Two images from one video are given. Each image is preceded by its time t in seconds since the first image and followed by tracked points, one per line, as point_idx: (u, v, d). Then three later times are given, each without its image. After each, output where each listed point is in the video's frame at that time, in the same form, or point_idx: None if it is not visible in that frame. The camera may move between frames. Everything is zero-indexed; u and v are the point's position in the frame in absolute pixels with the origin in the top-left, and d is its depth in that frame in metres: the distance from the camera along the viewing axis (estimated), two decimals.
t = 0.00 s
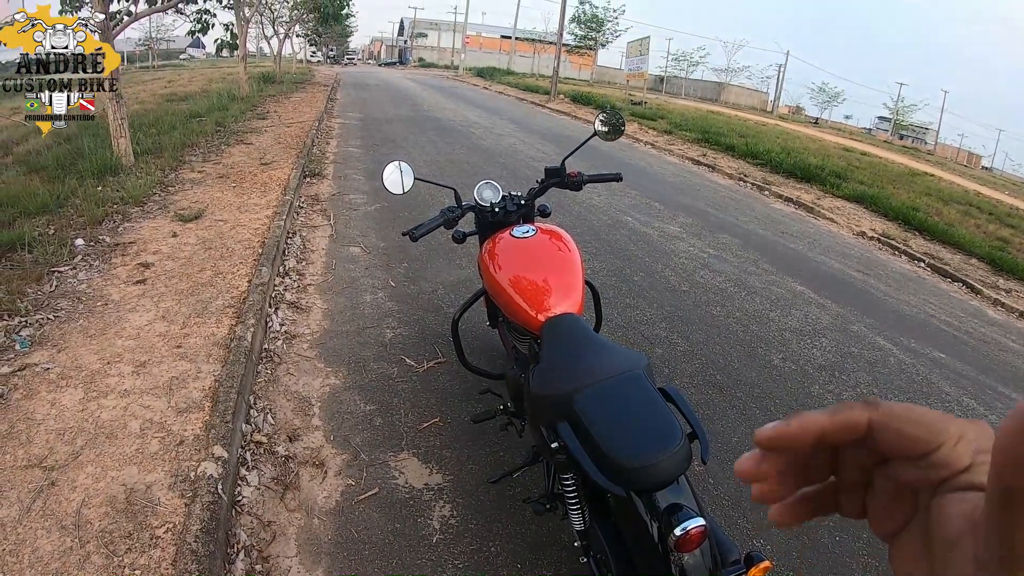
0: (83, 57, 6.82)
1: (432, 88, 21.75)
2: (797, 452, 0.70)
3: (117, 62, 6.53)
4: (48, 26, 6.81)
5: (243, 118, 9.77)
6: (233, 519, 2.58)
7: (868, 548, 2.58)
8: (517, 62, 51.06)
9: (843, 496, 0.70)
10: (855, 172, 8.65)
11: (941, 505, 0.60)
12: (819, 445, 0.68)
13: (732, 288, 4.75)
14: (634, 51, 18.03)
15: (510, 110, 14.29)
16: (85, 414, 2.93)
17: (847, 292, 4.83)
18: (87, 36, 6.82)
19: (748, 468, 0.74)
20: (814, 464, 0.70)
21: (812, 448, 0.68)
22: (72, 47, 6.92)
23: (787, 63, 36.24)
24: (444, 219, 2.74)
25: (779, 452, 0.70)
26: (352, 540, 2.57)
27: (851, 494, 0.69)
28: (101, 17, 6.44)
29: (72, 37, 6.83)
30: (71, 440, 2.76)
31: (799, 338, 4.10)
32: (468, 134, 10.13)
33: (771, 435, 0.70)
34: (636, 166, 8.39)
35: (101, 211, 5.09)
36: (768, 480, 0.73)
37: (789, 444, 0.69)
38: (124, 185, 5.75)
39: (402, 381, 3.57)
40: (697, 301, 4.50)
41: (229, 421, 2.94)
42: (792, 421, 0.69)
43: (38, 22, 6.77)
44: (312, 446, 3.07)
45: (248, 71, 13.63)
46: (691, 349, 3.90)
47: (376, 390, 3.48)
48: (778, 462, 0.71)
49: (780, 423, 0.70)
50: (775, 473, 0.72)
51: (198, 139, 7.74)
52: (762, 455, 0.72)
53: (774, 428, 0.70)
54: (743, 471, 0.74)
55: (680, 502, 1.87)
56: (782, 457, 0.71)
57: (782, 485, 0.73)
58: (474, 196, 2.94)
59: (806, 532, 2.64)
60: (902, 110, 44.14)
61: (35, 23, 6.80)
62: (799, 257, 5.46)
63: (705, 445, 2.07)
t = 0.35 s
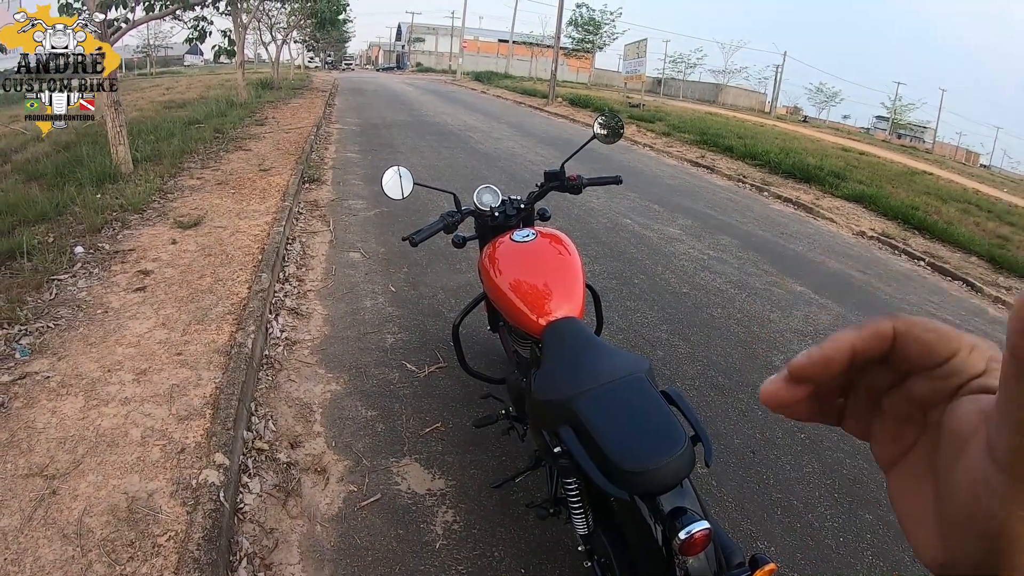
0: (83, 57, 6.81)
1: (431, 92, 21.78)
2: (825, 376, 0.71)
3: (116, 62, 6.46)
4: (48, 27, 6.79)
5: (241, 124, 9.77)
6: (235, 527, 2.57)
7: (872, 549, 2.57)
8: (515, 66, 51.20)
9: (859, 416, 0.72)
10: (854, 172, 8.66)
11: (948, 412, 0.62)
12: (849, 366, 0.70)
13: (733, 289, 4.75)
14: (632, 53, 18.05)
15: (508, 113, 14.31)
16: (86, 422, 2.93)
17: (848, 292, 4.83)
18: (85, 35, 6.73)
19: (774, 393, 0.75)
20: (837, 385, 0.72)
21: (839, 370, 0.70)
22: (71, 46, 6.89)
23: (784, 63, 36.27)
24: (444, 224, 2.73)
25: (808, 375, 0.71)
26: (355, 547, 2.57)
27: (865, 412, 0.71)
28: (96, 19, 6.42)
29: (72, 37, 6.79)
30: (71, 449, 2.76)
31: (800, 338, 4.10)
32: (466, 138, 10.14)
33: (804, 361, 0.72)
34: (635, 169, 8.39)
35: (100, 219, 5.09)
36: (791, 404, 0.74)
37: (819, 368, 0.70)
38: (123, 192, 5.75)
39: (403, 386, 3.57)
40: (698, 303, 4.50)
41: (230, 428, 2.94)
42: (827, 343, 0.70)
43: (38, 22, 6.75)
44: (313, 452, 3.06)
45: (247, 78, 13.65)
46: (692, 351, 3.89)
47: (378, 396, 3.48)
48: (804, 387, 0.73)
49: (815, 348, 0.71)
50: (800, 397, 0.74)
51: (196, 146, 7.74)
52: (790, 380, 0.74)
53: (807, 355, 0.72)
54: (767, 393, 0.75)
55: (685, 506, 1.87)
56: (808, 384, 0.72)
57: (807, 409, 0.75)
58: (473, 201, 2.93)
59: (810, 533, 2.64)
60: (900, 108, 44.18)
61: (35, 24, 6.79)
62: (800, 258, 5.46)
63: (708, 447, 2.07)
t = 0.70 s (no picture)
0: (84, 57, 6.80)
1: (435, 90, 21.77)
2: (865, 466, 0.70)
3: (117, 62, 6.45)
4: (48, 27, 6.78)
5: (245, 123, 9.78)
6: (240, 525, 2.57)
7: (880, 547, 2.56)
8: (519, 64, 51.17)
9: (885, 495, 0.73)
10: (859, 169, 8.62)
11: (983, 499, 0.63)
12: (885, 455, 0.70)
13: (739, 286, 4.73)
14: (637, 50, 18.01)
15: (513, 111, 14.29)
16: (90, 421, 2.92)
17: (854, 289, 4.81)
18: (86, 35, 6.68)
19: (808, 483, 0.73)
20: (869, 472, 0.71)
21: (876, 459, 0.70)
22: (71, 45, 6.88)
23: (788, 60, 36.15)
24: (449, 220, 2.72)
25: (846, 468, 0.70)
26: (360, 544, 2.56)
27: (891, 491, 0.73)
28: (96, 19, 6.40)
29: (71, 37, 6.79)
30: (76, 447, 2.76)
31: (806, 335, 4.08)
32: (470, 136, 10.12)
33: (842, 452, 0.70)
34: (639, 166, 8.37)
35: (104, 218, 5.10)
36: (828, 495, 0.73)
37: (860, 462, 0.69)
38: (128, 191, 5.76)
39: (408, 384, 3.56)
40: (704, 300, 4.49)
41: (235, 426, 2.94)
42: (865, 434, 0.69)
43: (38, 22, 6.73)
44: (318, 450, 3.05)
45: (250, 76, 13.66)
46: (698, 348, 3.88)
47: (383, 393, 3.47)
48: (843, 479, 0.71)
49: (852, 439, 0.70)
50: (837, 488, 0.72)
51: (201, 144, 7.75)
52: (826, 470, 0.72)
53: (846, 446, 0.70)
54: (803, 484, 0.73)
55: (692, 503, 1.86)
56: (846, 475, 0.71)
57: (838, 494, 0.74)
58: (479, 197, 2.92)
59: (817, 531, 2.62)
60: (905, 106, 44.01)
61: (35, 24, 6.78)
62: (806, 254, 5.44)
63: (716, 444, 2.06)
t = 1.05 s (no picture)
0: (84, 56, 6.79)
1: (436, 81, 21.72)
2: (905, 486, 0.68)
3: (116, 61, 6.48)
4: (48, 27, 6.86)
5: (246, 116, 9.76)
6: (241, 517, 2.57)
7: (880, 538, 2.56)
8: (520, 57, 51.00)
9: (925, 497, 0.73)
10: (861, 160, 8.59)
11: None
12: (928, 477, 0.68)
13: (740, 277, 4.72)
14: (638, 42, 17.92)
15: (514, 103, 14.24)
16: (92, 414, 2.93)
17: (855, 280, 4.80)
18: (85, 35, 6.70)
19: (837, 504, 0.71)
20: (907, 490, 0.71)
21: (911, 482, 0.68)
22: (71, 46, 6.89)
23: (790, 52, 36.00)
24: (449, 211, 2.71)
25: (879, 494, 0.68)
26: (361, 536, 2.57)
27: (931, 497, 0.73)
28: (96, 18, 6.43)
29: (72, 37, 6.78)
30: (79, 441, 2.76)
31: (807, 326, 4.07)
32: (471, 127, 10.09)
33: (875, 479, 0.68)
34: (641, 157, 8.34)
35: (105, 212, 5.10)
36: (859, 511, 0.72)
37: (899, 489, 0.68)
38: (128, 185, 5.76)
39: (409, 375, 3.56)
40: (706, 291, 4.48)
41: (236, 419, 2.94)
42: (905, 464, 0.66)
43: (38, 22, 6.82)
44: (320, 442, 3.06)
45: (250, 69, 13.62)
46: (699, 339, 3.87)
47: (384, 385, 3.48)
48: (875, 501, 0.70)
49: (890, 468, 0.68)
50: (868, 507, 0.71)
51: (201, 138, 7.74)
52: (855, 493, 0.70)
53: (880, 474, 0.68)
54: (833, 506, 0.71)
55: (692, 494, 1.86)
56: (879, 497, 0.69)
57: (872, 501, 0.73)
58: (479, 188, 2.92)
59: (817, 522, 2.63)
60: (907, 98, 43.82)
61: (35, 24, 6.86)
62: (807, 246, 5.42)
63: (716, 435, 2.06)
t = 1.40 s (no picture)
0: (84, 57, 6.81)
1: (436, 74, 21.69)
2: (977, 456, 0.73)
3: (116, 61, 6.43)
4: (48, 27, 6.79)
5: (245, 109, 9.75)
6: (243, 507, 2.59)
7: (880, 528, 2.57)
8: (520, 50, 50.90)
9: None
10: (862, 153, 8.58)
11: None
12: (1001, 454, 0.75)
13: (740, 269, 4.73)
14: (639, 34, 17.87)
15: (514, 95, 14.22)
16: (94, 407, 2.94)
17: (855, 272, 4.80)
18: (87, 35, 6.79)
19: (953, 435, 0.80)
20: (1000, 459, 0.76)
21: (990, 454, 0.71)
22: (72, 46, 6.94)
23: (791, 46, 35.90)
24: (449, 201, 2.71)
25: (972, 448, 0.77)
26: (362, 526, 2.58)
27: None
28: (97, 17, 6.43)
29: (72, 37, 6.87)
30: (80, 433, 2.77)
31: (807, 318, 4.08)
32: (471, 120, 10.08)
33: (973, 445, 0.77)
34: (641, 149, 8.34)
35: (105, 206, 5.10)
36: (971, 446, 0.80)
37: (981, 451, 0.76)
38: (129, 179, 5.76)
39: (410, 366, 3.57)
40: (706, 282, 4.48)
41: (238, 410, 2.95)
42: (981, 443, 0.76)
43: (38, 22, 6.72)
44: (321, 432, 3.07)
45: (249, 61, 13.59)
46: (699, 329, 3.88)
47: (385, 375, 3.49)
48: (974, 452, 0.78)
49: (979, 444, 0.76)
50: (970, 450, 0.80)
51: (201, 131, 7.73)
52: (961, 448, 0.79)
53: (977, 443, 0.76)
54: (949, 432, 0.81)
55: (691, 481, 1.87)
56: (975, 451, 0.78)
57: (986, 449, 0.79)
58: (479, 178, 2.92)
59: (817, 512, 2.64)
60: (908, 92, 43.71)
61: (34, 24, 6.76)
62: (807, 238, 5.42)
63: (716, 423, 2.06)
